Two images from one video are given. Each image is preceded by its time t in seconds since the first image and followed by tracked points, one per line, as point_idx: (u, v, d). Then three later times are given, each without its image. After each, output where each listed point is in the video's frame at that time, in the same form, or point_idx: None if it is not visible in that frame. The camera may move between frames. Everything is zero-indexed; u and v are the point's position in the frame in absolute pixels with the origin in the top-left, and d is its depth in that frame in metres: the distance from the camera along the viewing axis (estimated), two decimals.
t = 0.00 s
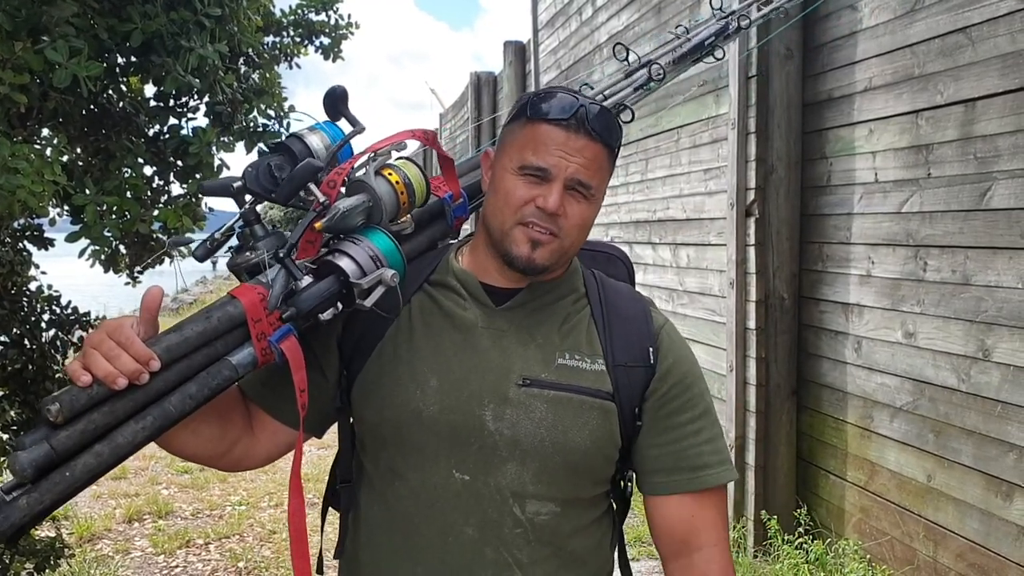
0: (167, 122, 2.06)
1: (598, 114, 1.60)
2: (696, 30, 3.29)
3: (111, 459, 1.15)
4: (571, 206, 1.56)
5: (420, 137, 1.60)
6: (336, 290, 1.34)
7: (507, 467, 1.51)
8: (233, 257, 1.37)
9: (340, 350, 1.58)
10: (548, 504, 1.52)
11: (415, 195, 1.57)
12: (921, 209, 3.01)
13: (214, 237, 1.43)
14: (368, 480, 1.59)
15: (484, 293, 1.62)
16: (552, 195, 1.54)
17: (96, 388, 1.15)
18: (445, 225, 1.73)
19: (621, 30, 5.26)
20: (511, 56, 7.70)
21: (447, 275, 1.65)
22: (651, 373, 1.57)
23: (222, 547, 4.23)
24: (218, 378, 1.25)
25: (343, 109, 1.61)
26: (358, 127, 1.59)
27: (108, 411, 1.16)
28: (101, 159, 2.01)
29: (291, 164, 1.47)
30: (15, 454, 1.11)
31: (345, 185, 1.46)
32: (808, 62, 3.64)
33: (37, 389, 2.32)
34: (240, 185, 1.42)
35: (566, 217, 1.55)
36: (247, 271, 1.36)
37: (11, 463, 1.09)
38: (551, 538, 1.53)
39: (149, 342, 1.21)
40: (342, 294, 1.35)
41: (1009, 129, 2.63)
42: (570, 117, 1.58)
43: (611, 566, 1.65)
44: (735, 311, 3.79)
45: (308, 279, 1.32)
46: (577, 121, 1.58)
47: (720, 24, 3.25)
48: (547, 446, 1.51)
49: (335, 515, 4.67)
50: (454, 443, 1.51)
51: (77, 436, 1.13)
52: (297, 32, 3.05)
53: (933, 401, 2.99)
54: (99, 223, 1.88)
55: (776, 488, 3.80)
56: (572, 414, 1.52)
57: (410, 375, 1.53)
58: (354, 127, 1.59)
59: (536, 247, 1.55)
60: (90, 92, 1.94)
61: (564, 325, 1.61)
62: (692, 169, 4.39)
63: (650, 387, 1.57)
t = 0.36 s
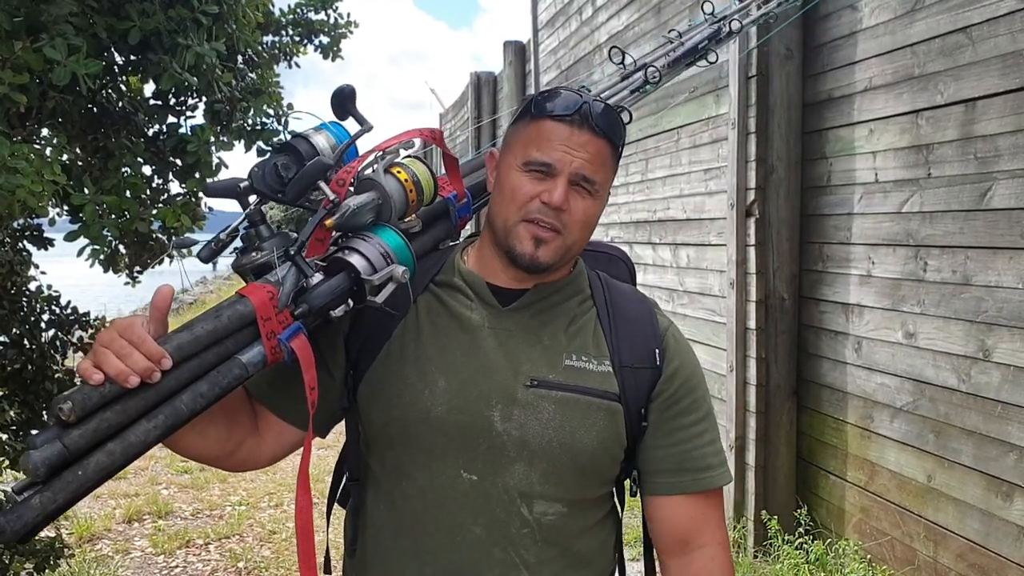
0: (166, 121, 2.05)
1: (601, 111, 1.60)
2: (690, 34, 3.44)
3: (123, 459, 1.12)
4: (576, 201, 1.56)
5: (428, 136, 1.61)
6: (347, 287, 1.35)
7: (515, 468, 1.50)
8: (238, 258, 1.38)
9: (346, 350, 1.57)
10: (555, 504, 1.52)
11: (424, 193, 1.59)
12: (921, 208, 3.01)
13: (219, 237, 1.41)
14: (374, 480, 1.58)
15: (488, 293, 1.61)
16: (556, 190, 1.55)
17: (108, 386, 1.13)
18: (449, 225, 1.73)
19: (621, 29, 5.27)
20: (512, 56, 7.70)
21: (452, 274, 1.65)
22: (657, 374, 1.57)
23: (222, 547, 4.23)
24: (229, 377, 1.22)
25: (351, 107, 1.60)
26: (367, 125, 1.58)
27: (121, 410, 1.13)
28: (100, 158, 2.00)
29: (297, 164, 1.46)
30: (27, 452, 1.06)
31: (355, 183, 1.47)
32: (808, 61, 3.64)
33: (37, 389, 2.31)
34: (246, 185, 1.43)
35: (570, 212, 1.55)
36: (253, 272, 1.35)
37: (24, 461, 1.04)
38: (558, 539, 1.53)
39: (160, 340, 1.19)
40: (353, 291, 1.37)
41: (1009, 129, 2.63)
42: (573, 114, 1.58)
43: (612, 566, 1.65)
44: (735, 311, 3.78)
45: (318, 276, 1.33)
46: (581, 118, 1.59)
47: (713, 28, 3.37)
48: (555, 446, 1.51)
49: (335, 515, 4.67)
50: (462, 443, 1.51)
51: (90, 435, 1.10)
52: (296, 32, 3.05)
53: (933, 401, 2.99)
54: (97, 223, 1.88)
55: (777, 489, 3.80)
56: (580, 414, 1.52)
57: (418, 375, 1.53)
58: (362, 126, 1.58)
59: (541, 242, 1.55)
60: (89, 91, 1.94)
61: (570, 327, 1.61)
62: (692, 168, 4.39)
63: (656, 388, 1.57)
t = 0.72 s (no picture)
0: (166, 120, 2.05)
1: (595, 111, 1.60)
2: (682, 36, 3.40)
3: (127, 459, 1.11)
4: (574, 203, 1.56)
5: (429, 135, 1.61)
6: (350, 287, 1.36)
7: (516, 465, 1.51)
8: (237, 259, 1.37)
9: (346, 350, 1.57)
10: (555, 500, 1.52)
11: (424, 193, 1.59)
12: (920, 208, 3.01)
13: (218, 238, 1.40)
14: (374, 479, 1.58)
15: (488, 290, 1.62)
16: (554, 192, 1.55)
17: (112, 386, 1.12)
18: (449, 225, 1.73)
19: (620, 30, 5.27)
20: (511, 56, 7.70)
21: (451, 274, 1.66)
22: (655, 372, 1.58)
23: (221, 547, 4.23)
24: (231, 377, 1.22)
25: (352, 108, 1.60)
26: (367, 125, 1.58)
27: (125, 409, 1.12)
28: (99, 158, 2.00)
29: (297, 165, 1.47)
30: (31, 454, 1.05)
31: (356, 184, 1.48)
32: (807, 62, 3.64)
33: (36, 389, 2.32)
34: (247, 186, 1.42)
35: (569, 214, 1.56)
36: (254, 273, 1.35)
37: (28, 462, 1.03)
38: (558, 536, 1.53)
39: (164, 340, 1.18)
40: (356, 291, 1.38)
41: (1007, 129, 2.63)
42: (568, 115, 1.58)
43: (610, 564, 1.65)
44: (734, 311, 3.79)
45: (321, 276, 1.34)
46: (577, 118, 1.59)
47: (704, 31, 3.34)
48: (556, 443, 1.51)
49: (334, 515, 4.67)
50: (463, 441, 1.51)
51: (95, 433, 1.08)
52: (296, 32, 3.05)
53: (931, 401, 2.99)
54: (97, 222, 1.89)
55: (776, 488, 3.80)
56: (580, 411, 1.52)
57: (419, 374, 1.53)
58: (363, 127, 1.58)
59: (542, 245, 1.56)
60: (88, 91, 1.94)
61: (569, 325, 1.62)
62: (691, 168, 4.39)
63: (655, 386, 1.58)
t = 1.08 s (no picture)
0: (167, 121, 2.06)
1: (606, 130, 1.57)
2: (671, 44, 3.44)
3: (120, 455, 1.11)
4: (578, 222, 1.55)
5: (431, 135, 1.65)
6: (353, 284, 1.36)
7: (508, 458, 1.51)
8: (236, 253, 1.39)
9: (344, 342, 1.58)
10: (548, 493, 1.52)
11: (427, 192, 1.59)
12: (920, 208, 3.01)
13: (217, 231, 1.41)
14: (369, 473, 1.58)
15: (482, 286, 1.62)
16: (559, 210, 1.53)
17: (116, 376, 1.12)
18: (445, 224, 1.72)
19: (620, 29, 5.27)
20: (512, 56, 7.70)
21: (448, 271, 1.67)
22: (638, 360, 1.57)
23: (223, 546, 4.23)
24: (232, 369, 1.22)
25: (357, 107, 1.61)
26: (373, 124, 1.58)
27: (127, 400, 1.12)
28: (101, 158, 2.00)
29: (301, 161, 1.46)
30: (34, 442, 1.05)
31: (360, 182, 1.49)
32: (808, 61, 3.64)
33: (38, 388, 2.32)
34: (248, 181, 1.43)
35: (573, 232, 1.54)
36: (253, 267, 1.37)
37: (32, 449, 1.03)
38: (552, 531, 1.53)
39: (167, 332, 1.18)
40: (359, 288, 1.38)
41: (1008, 128, 2.63)
42: (578, 134, 1.55)
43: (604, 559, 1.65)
44: (735, 310, 3.79)
45: (325, 272, 1.34)
46: (586, 138, 1.56)
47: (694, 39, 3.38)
48: (546, 437, 1.51)
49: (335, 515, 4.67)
50: (457, 435, 1.51)
51: (99, 424, 1.08)
52: (297, 32, 3.05)
53: (932, 400, 2.99)
54: (100, 223, 1.89)
55: (776, 487, 3.80)
56: (570, 405, 1.52)
57: (414, 368, 1.54)
58: (368, 126, 1.59)
59: (543, 262, 1.55)
60: (91, 91, 1.94)
61: (561, 321, 1.63)
62: (692, 168, 4.39)
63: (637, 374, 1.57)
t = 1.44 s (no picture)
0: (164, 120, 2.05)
1: (572, 110, 1.59)
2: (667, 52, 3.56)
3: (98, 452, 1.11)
4: (550, 202, 1.56)
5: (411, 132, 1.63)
6: (330, 276, 1.34)
7: (493, 456, 1.50)
8: (225, 257, 1.37)
9: (331, 343, 1.58)
10: (534, 493, 1.51)
11: (405, 187, 1.59)
12: (920, 207, 3.00)
13: (207, 235, 1.40)
14: (356, 473, 1.57)
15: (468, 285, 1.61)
16: (530, 191, 1.55)
17: (94, 367, 1.11)
18: (432, 224, 1.73)
19: (620, 28, 5.26)
20: (511, 54, 7.69)
21: (434, 270, 1.64)
22: (631, 362, 1.56)
23: (222, 546, 4.22)
24: (212, 365, 1.22)
25: (335, 105, 1.60)
26: (351, 122, 1.58)
27: (106, 392, 1.11)
28: (99, 156, 1.99)
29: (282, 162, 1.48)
30: (12, 432, 1.06)
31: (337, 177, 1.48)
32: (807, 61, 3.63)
33: (36, 388, 2.31)
34: (232, 184, 1.43)
35: (545, 212, 1.55)
36: (239, 269, 1.35)
37: (9, 440, 1.04)
38: (537, 530, 1.52)
39: (146, 327, 1.18)
40: (336, 280, 1.36)
41: (1009, 127, 2.62)
42: (544, 115, 1.57)
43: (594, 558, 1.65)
44: (735, 310, 3.78)
45: (302, 264, 1.32)
46: (554, 119, 1.58)
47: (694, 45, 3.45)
48: (532, 435, 1.50)
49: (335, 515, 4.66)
50: (441, 434, 1.50)
51: (77, 414, 1.08)
52: (296, 30, 3.04)
53: (932, 400, 2.99)
54: (97, 222, 1.87)
55: (776, 487, 3.80)
56: (556, 404, 1.51)
57: (399, 367, 1.53)
58: (347, 123, 1.58)
59: (519, 243, 1.56)
60: (87, 89, 1.93)
61: (547, 319, 1.61)
62: (691, 167, 4.39)
63: (630, 377, 1.56)
